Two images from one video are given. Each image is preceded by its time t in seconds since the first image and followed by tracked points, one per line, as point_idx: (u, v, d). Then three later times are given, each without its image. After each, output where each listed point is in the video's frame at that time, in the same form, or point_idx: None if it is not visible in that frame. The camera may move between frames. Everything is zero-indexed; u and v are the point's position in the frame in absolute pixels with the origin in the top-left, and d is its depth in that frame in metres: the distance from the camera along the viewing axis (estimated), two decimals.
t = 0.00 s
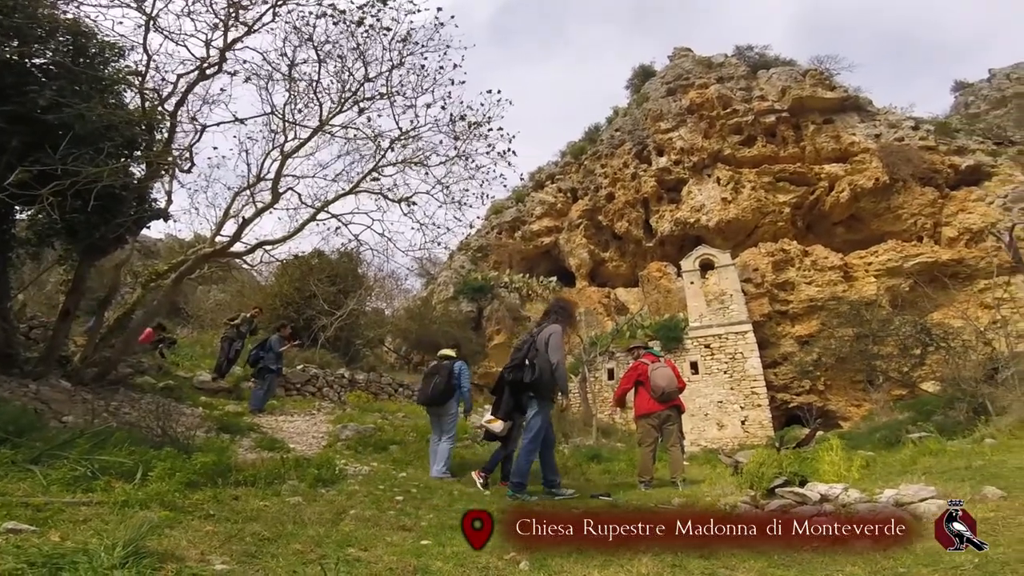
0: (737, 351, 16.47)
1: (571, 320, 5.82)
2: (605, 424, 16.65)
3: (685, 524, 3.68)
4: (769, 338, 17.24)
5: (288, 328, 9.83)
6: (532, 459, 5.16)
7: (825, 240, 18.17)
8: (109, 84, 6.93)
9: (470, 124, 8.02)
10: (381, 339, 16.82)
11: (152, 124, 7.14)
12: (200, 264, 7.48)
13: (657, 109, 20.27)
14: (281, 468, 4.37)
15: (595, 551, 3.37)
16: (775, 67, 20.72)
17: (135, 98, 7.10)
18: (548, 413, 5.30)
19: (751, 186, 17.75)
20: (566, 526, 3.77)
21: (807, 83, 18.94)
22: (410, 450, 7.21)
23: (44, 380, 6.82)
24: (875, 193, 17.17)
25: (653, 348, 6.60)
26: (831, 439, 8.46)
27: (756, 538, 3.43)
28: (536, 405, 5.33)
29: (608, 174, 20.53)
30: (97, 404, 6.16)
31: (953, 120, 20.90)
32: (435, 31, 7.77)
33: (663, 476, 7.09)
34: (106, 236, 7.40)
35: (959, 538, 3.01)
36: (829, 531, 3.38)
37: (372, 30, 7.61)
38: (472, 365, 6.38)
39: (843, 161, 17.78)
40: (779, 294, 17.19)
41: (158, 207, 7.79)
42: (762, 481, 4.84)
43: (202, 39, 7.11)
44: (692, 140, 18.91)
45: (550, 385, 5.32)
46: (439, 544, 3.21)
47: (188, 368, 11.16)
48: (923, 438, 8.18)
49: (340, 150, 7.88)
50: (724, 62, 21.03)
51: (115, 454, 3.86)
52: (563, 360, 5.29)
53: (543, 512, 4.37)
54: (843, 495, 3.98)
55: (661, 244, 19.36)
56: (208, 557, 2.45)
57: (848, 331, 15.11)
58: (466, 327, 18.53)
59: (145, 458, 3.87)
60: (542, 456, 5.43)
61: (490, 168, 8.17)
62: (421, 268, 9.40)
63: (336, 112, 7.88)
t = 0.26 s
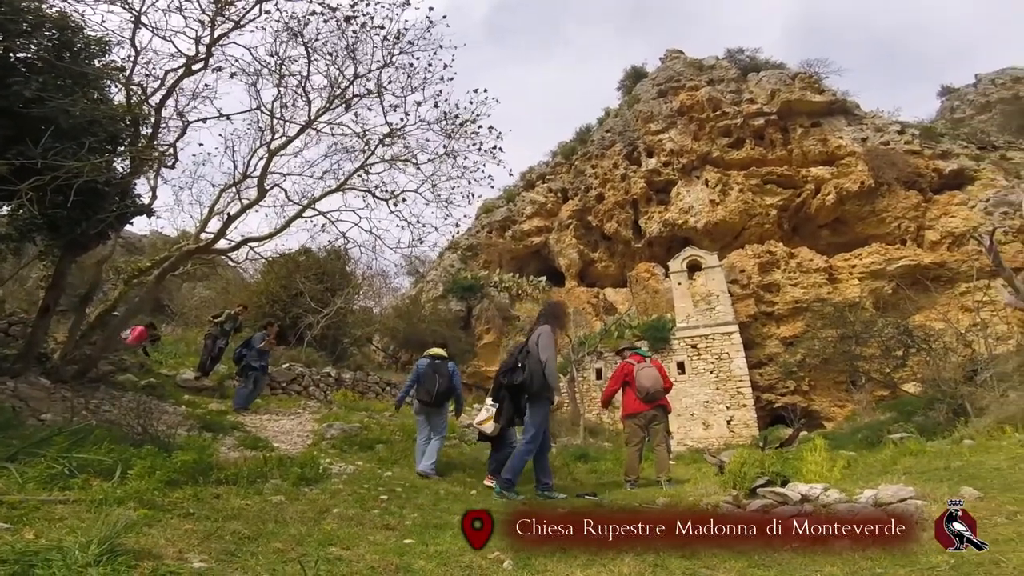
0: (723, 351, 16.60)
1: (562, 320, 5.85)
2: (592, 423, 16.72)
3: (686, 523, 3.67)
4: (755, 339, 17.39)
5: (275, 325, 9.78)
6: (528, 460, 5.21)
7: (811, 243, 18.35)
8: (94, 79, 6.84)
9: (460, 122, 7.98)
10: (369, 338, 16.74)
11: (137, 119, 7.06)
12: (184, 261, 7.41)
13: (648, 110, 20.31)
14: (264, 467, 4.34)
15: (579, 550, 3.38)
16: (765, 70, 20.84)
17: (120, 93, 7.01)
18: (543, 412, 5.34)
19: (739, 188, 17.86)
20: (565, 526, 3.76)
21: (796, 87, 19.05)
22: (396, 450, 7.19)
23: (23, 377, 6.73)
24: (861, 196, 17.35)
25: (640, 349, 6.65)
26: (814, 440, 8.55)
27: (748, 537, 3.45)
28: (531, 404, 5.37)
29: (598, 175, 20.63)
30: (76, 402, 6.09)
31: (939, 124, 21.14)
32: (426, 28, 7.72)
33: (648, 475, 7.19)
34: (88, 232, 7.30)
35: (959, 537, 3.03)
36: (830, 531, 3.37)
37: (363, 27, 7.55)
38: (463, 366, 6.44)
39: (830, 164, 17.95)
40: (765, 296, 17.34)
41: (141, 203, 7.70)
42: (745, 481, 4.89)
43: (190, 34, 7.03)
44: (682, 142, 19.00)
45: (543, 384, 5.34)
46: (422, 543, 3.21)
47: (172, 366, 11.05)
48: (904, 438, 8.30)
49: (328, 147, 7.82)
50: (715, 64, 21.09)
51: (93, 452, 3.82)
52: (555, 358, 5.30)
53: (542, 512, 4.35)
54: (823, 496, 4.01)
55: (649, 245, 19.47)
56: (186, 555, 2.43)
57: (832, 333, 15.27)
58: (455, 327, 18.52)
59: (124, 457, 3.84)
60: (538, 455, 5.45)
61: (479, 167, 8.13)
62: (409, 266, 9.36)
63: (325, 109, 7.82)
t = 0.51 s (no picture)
0: (711, 352, 16.71)
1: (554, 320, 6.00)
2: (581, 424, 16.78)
3: (685, 524, 3.68)
4: (743, 340, 17.52)
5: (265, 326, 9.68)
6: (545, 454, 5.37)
7: (799, 245, 18.50)
8: (82, 74, 6.78)
9: (452, 121, 7.97)
10: (358, 337, 16.66)
11: (126, 115, 7.01)
12: (170, 257, 7.36)
13: (641, 112, 20.34)
14: (249, 466, 4.33)
15: (564, 551, 3.41)
16: (757, 73, 20.95)
17: (109, 89, 6.95)
18: (548, 408, 5.49)
19: (729, 191, 17.95)
20: (565, 526, 3.80)
21: (788, 90, 19.12)
22: (384, 449, 7.18)
23: (4, 374, 6.66)
24: (849, 200, 17.50)
25: (627, 349, 6.67)
26: (799, 441, 8.64)
27: (739, 537, 3.48)
28: (532, 404, 5.51)
29: (591, 176, 20.71)
30: (59, 399, 6.03)
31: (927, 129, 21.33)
32: (420, 27, 7.72)
33: (638, 475, 7.22)
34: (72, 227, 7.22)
35: (959, 538, 3.04)
36: (829, 531, 3.39)
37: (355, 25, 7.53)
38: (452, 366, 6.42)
39: (819, 167, 18.07)
40: (754, 298, 17.46)
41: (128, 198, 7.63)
42: (729, 482, 4.93)
43: (181, 31, 6.99)
44: (674, 144, 19.06)
45: (540, 382, 5.49)
46: (407, 542, 3.21)
47: (157, 364, 10.95)
48: (886, 440, 8.41)
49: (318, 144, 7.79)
50: (708, 67, 21.16)
51: (73, 450, 3.80)
52: (551, 356, 5.47)
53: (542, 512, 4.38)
54: (806, 497, 4.06)
55: (640, 246, 19.57)
56: (166, 553, 2.43)
57: (818, 335, 15.41)
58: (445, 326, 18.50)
59: (106, 455, 3.82)
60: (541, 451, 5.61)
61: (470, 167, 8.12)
62: (399, 265, 9.34)
63: (316, 106, 7.79)
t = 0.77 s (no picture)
0: (701, 353, 16.80)
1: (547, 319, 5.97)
2: (572, 423, 16.82)
3: (685, 523, 3.69)
4: (732, 341, 17.63)
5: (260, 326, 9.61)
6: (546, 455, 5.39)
7: (789, 247, 18.62)
8: (72, 71, 6.72)
9: (444, 121, 7.98)
10: (349, 336, 16.60)
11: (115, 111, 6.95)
12: (158, 254, 7.31)
13: (634, 113, 20.38)
14: (235, 465, 4.31)
15: (551, 550, 3.42)
16: (750, 75, 21.03)
17: (100, 85, 6.91)
18: (546, 409, 5.49)
19: (721, 193, 18.04)
20: (566, 526, 3.81)
21: (780, 93, 19.18)
22: (372, 448, 7.17)
23: None
24: (839, 202, 17.62)
25: (616, 349, 6.68)
26: (786, 441, 8.71)
27: (731, 537, 3.49)
28: (530, 405, 5.49)
29: (584, 177, 20.75)
30: (44, 397, 5.98)
31: (917, 132, 21.50)
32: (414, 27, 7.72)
33: (627, 476, 7.24)
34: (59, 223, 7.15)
35: (959, 538, 3.00)
36: (830, 531, 3.40)
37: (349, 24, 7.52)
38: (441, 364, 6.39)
39: (809, 170, 18.18)
40: (743, 299, 17.57)
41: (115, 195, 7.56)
42: (716, 483, 4.96)
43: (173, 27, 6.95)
44: (666, 145, 19.11)
45: (537, 383, 5.46)
46: (393, 542, 3.21)
47: (144, 362, 10.86)
48: (872, 440, 8.49)
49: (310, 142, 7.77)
50: (702, 69, 21.20)
51: (56, 448, 3.77)
52: (547, 356, 5.44)
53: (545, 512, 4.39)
54: (791, 498, 4.09)
55: (631, 247, 19.65)
56: (148, 551, 2.42)
57: (806, 336, 15.54)
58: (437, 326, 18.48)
59: (89, 453, 3.79)
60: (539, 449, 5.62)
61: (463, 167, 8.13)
62: (390, 264, 9.32)
63: (308, 105, 7.77)
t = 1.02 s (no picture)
0: (690, 354, 16.89)
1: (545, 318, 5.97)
2: (561, 423, 16.87)
3: (685, 524, 3.70)
4: (721, 343, 17.74)
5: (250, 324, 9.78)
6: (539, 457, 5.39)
7: (779, 251, 18.75)
8: (64, 64, 6.67)
9: (439, 120, 8.00)
10: (339, 333, 16.53)
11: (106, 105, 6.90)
12: (145, 249, 7.26)
13: (628, 114, 20.42)
14: (219, 462, 4.29)
15: (536, 549, 3.44)
16: (744, 79, 21.12)
17: (91, 79, 6.86)
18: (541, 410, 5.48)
19: (712, 196, 18.14)
20: (565, 526, 3.83)
21: (773, 96, 19.25)
22: (360, 447, 7.16)
23: None
24: (828, 206, 17.76)
25: (603, 350, 6.69)
26: (773, 442, 8.79)
27: (718, 538, 3.52)
28: (525, 406, 5.48)
29: (577, 177, 20.80)
30: (26, 392, 5.93)
31: (907, 138, 21.67)
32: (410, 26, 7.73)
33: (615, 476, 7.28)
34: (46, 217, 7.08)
35: (959, 538, 2.95)
36: (829, 531, 3.42)
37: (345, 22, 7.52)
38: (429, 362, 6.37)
39: (800, 174, 18.30)
40: (732, 302, 17.69)
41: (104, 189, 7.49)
42: (701, 483, 5.00)
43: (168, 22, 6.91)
44: (659, 148, 19.15)
45: (533, 385, 5.45)
46: (378, 540, 3.20)
47: (129, 358, 10.76)
48: (858, 443, 8.57)
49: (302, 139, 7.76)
50: (697, 71, 21.26)
51: (37, 444, 3.74)
52: (545, 358, 5.44)
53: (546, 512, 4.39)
54: (774, 499, 4.14)
55: (623, 248, 19.72)
56: (127, 548, 2.41)
57: (793, 339, 15.68)
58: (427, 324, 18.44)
59: (70, 449, 3.77)
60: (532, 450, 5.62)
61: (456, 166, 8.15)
62: (382, 261, 9.31)
63: (301, 101, 7.75)
